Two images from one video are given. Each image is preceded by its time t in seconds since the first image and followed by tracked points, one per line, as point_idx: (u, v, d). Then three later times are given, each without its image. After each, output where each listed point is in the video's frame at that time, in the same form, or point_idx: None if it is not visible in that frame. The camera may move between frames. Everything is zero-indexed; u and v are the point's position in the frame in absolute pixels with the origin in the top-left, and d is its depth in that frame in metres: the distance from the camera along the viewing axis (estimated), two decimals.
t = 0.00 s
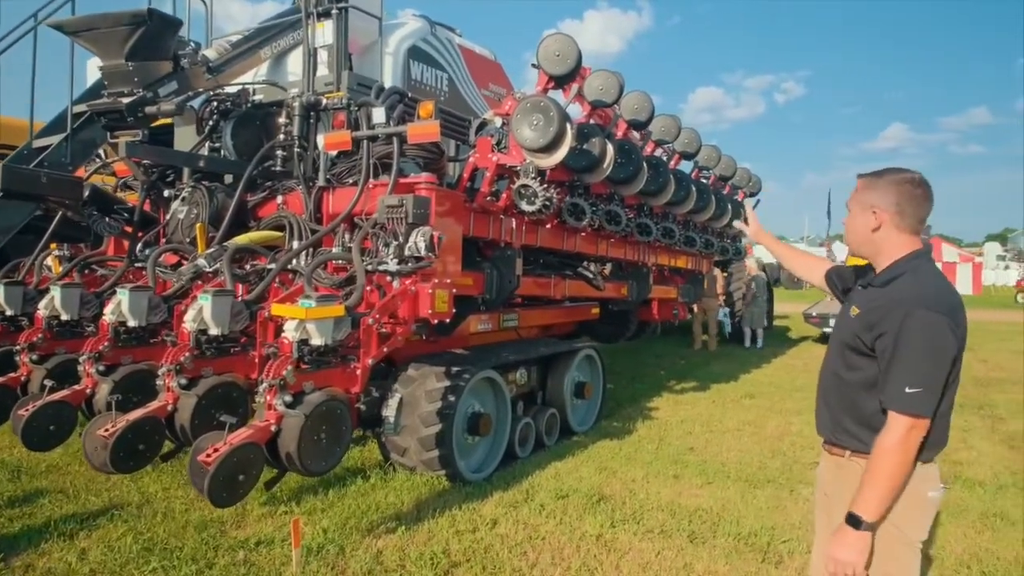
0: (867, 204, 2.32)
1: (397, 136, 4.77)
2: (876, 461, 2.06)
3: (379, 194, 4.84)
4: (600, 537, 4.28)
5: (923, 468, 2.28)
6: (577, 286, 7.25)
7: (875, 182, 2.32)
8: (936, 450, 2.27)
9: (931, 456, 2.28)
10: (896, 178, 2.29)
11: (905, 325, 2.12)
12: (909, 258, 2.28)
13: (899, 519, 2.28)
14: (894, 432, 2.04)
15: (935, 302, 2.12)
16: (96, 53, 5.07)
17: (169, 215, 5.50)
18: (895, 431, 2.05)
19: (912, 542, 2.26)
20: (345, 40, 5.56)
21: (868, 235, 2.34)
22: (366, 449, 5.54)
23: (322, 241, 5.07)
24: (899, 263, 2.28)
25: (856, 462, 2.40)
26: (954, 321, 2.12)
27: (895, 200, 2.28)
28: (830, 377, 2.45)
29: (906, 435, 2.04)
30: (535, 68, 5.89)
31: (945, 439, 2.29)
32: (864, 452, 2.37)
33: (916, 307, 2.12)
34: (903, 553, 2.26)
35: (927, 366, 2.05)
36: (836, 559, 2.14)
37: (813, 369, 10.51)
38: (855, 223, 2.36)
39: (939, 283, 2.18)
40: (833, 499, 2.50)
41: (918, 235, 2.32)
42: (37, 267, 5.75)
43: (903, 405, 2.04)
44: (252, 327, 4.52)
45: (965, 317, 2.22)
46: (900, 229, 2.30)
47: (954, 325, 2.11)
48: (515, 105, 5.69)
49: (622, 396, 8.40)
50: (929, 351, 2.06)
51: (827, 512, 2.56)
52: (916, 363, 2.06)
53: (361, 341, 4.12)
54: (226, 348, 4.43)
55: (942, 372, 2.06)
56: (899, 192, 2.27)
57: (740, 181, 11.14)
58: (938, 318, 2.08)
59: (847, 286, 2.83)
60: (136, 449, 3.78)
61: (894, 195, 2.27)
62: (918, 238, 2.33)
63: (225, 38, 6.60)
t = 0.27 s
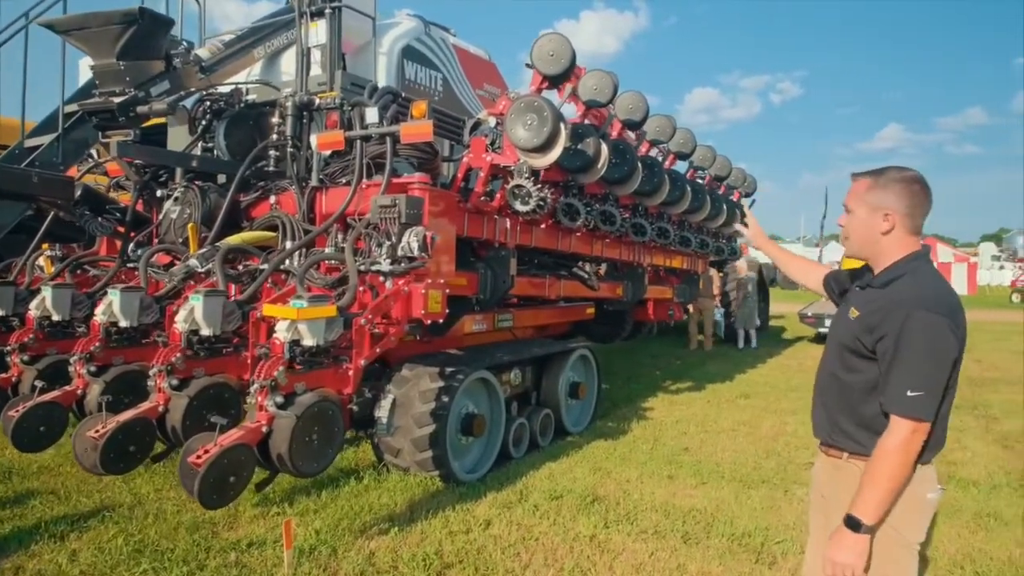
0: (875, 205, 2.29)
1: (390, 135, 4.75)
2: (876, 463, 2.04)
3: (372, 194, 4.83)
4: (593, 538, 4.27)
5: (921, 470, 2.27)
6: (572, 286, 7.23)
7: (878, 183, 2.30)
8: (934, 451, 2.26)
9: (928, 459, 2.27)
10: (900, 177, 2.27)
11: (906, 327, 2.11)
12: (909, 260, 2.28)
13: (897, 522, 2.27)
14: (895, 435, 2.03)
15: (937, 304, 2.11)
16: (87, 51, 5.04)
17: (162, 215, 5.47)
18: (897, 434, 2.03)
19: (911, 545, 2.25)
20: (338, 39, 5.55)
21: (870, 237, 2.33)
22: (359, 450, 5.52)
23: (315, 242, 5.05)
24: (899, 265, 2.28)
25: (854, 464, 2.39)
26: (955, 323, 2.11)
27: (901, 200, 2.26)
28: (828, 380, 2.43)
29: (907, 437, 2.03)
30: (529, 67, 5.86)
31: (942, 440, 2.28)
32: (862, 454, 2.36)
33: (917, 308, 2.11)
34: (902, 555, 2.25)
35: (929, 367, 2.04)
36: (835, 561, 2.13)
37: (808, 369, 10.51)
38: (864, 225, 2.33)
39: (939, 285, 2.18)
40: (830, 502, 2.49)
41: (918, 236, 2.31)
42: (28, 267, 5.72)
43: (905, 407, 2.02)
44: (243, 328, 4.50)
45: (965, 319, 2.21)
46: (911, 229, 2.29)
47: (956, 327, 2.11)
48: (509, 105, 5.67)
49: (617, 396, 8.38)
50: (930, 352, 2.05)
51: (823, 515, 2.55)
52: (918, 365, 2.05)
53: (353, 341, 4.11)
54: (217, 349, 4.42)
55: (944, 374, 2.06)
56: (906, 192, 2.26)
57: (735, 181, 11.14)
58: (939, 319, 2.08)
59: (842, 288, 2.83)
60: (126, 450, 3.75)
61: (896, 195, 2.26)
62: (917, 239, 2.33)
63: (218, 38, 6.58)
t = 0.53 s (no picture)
0: (870, 207, 2.28)
1: (385, 135, 4.73)
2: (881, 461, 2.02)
3: (367, 193, 4.82)
4: (589, 539, 4.26)
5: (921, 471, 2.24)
6: (568, 286, 7.21)
7: (874, 185, 2.28)
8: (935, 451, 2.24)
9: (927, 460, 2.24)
10: (895, 178, 2.26)
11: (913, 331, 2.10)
12: (908, 260, 2.27)
13: (897, 524, 2.24)
14: (912, 443, 2.02)
15: (942, 306, 2.11)
16: (80, 49, 5.00)
17: (156, 214, 5.45)
18: (912, 441, 2.02)
19: (911, 545, 2.24)
20: (333, 38, 5.53)
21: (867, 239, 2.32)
22: (354, 450, 5.51)
23: (309, 241, 5.04)
24: (898, 266, 2.26)
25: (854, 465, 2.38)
26: (960, 325, 2.11)
27: (897, 201, 2.25)
28: (828, 384, 2.41)
29: (923, 444, 2.02)
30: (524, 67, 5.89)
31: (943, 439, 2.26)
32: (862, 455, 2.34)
33: (923, 312, 2.10)
34: (902, 556, 2.24)
35: (940, 372, 2.03)
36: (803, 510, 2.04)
37: (804, 369, 10.52)
38: (863, 227, 2.31)
39: (940, 286, 2.17)
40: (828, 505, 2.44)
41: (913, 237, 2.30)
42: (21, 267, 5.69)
43: (921, 415, 2.01)
44: (237, 328, 4.49)
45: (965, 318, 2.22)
46: (906, 230, 2.28)
47: (961, 329, 2.11)
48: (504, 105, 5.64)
49: (613, 396, 8.38)
50: (941, 357, 2.04)
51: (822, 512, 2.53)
52: (928, 369, 2.04)
53: (347, 341, 4.08)
54: (211, 349, 4.41)
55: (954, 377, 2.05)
56: (902, 193, 2.25)
57: (731, 181, 11.15)
58: (945, 322, 2.07)
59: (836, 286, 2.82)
60: (119, 451, 3.73)
61: (892, 196, 2.25)
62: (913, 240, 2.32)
63: (213, 36, 6.56)
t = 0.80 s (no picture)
0: (861, 209, 2.27)
1: (379, 135, 4.71)
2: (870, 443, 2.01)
3: (361, 193, 4.82)
4: (584, 540, 4.24)
5: (919, 471, 2.23)
6: (564, 286, 7.20)
7: (858, 186, 2.27)
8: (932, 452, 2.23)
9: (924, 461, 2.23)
10: (879, 179, 2.24)
11: (904, 330, 2.10)
12: (900, 260, 2.26)
13: (896, 524, 2.23)
14: (901, 439, 2.00)
15: (932, 306, 2.10)
16: (73, 48, 4.99)
17: (150, 214, 5.43)
18: (903, 437, 2.00)
19: (909, 548, 2.22)
20: (327, 37, 5.51)
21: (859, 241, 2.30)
22: (349, 451, 5.49)
23: (303, 241, 5.03)
24: (889, 267, 2.26)
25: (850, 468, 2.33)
26: (951, 325, 2.10)
27: (889, 202, 2.24)
28: (822, 386, 2.40)
29: (912, 441, 2.01)
30: (519, 65, 5.86)
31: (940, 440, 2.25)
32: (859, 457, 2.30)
33: (914, 311, 2.10)
34: (901, 558, 2.21)
35: (930, 370, 2.02)
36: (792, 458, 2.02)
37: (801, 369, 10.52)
38: (851, 230, 2.30)
39: (931, 286, 2.17)
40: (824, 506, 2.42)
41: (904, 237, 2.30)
42: (15, 267, 5.67)
43: (910, 411, 2.00)
44: (231, 328, 4.48)
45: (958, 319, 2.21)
46: (898, 231, 2.28)
47: (952, 329, 2.10)
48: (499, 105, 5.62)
49: (609, 396, 8.37)
50: (931, 356, 2.03)
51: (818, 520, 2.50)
52: (919, 368, 2.03)
53: (341, 342, 4.06)
54: (204, 349, 4.39)
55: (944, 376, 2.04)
56: (894, 194, 2.24)
57: (728, 181, 11.15)
58: (935, 321, 2.07)
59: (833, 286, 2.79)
60: (111, 452, 3.71)
61: (884, 197, 2.24)
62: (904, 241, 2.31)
63: (208, 35, 6.55)
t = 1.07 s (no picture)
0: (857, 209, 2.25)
1: (373, 135, 4.69)
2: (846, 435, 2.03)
3: (356, 193, 4.78)
4: (579, 541, 4.23)
5: (910, 473, 2.22)
6: (559, 286, 7.18)
7: (853, 186, 2.26)
8: (924, 454, 2.22)
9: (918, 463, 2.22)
10: (877, 177, 2.23)
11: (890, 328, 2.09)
12: (891, 259, 2.26)
13: (887, 526, 2.21)
14: (881, 435, 2.00)
15: (920, 305, 2.10)
16: (65, 48, 4.96)
17: (143, 214, 5.40)
18: (882, 433, 2.00)
19: (900, 550, 2.21)
20: (321, 37, 5.49)
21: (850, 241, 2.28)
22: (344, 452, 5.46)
23: (298, 242, 5.01)
24: (880, 266, 2.25)
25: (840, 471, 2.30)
26: (939, 325, 2.10)
27: (884, 202, 2.22)
28: (811, 386, 2.38)
29: (892, 437, 2.01)
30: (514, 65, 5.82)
31: (932, 441, 2.24)
32: (851, 459, 2.28)
33: (901, 310, 2.09)
34: (892, 561, 2.20)
35: (914, 369, 2.02)
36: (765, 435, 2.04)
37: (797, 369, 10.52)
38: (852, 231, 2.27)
39: (921, 285, 2.16)
40: (814, 509, 2.40)
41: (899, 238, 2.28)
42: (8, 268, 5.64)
43: (891, 408, 2.00)
44: (224, 329, 4.46)
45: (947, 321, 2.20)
46: (894, 231, 2.26)
47: (939, 329, 2.09)
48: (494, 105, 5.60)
49: (605, 397, 8.36)
50: (917, 354, 2.03)
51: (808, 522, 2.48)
52: (903, 366, 2.02)
53: (335, 342, 4.04)
54: (198, 350, 4.38)
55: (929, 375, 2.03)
56: (890, 194, 2.22)
57: (724, 181, 11.15)
58: (922, 321, 2.06)
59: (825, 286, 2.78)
60: (102, 454, 3.68)
61: (879, 196, 2.22)
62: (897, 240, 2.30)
63: (202, 35, 6.53)
